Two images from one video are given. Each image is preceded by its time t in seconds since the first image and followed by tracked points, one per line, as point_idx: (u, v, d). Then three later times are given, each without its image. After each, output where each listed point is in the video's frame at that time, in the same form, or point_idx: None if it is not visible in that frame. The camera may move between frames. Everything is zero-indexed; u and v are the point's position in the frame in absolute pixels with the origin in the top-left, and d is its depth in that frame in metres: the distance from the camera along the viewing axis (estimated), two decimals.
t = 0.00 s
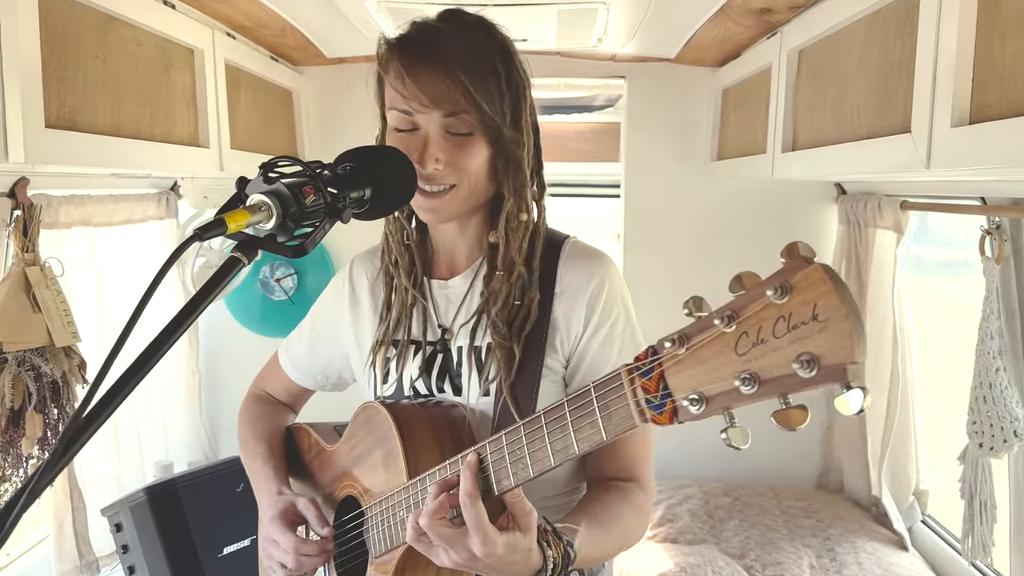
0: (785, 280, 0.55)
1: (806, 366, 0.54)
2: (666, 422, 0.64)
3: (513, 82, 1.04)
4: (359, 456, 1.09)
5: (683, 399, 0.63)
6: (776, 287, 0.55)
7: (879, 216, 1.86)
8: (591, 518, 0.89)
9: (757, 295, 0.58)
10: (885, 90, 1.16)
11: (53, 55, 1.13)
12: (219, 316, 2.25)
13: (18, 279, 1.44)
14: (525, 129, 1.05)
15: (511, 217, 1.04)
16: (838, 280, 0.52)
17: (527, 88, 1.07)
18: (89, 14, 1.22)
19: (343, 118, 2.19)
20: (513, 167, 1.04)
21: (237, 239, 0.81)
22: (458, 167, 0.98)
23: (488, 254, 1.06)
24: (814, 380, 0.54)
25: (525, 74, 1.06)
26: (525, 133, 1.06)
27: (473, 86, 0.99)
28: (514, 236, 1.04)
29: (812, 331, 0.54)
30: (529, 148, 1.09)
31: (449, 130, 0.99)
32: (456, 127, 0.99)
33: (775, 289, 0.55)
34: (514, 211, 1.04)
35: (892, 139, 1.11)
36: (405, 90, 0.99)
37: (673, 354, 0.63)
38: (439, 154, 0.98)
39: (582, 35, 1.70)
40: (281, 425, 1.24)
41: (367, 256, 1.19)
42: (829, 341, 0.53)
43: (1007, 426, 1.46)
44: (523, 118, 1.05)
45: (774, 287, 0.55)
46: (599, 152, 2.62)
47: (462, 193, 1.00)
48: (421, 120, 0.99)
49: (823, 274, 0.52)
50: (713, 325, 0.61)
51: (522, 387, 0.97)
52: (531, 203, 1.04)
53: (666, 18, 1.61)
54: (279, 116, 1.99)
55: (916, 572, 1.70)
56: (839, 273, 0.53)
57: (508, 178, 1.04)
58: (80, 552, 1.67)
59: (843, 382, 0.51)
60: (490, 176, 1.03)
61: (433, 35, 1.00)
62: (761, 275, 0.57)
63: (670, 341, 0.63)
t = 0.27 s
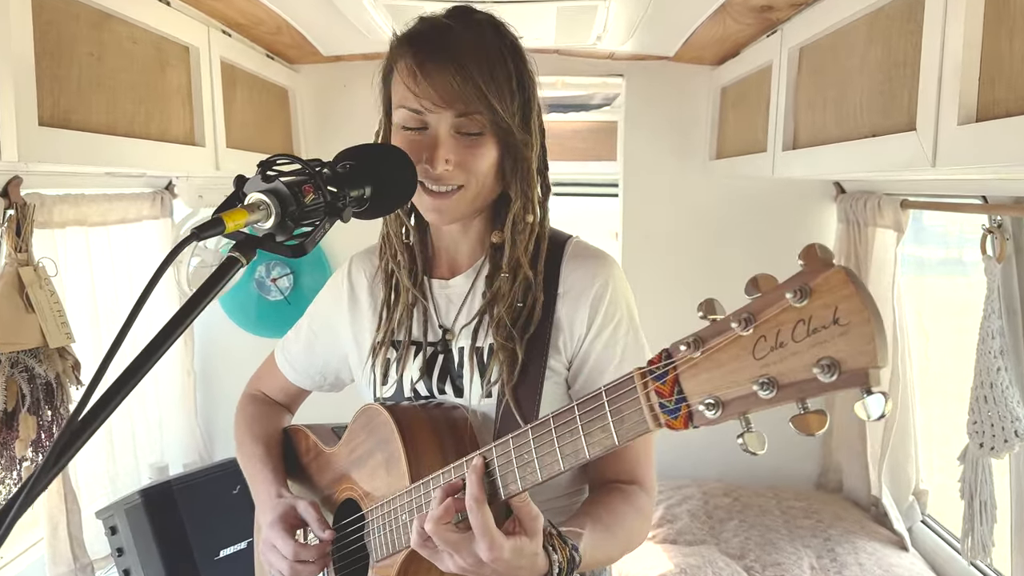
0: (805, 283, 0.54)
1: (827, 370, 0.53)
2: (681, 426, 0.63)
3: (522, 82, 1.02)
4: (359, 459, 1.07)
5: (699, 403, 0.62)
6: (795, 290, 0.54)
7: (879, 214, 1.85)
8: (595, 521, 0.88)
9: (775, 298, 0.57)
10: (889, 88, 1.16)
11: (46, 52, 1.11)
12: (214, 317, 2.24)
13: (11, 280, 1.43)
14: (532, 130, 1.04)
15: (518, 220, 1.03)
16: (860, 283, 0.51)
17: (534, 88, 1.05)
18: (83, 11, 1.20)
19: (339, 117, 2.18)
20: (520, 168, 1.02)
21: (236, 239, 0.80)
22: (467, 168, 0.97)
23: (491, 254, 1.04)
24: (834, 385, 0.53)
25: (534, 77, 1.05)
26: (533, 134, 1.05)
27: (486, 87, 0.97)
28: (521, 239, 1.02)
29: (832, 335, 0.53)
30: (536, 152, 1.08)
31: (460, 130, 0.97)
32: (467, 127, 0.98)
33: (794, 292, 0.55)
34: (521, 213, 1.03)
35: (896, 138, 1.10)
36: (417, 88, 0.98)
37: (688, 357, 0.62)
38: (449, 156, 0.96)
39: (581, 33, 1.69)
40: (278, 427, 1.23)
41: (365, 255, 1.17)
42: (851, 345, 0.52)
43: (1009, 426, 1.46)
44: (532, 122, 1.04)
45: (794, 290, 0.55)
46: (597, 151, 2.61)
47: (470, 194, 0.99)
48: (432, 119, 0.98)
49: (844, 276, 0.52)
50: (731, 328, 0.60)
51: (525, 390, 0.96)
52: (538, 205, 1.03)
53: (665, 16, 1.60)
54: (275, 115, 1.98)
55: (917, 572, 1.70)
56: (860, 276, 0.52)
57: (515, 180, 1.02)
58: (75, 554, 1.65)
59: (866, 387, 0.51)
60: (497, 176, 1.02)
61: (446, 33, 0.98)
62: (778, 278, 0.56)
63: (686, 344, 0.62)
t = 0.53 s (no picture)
0: (817, 288, 0.54)
1: (841, 378, 0.53)
2: (690, 434, 0.63)
3: (528, 81, 1.02)
4: (361, 462, 1.07)
5: (708, 410, 0.61)
6: (808, 295, 0.54)
7: (879, 214, 1.85)
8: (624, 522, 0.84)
9: (787, 303, 0.56)
10: (892, 87, 1.15)
11: (44, 50, 1.10)
12: (211, 316, 2.23)
13: (7, 280, 1.42)
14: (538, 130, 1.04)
15: (524, 222, 1.03)
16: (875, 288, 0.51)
17: (540, 87, 1.04)
18: (80, 9, 1.19)
19: (338, 116, 2.17)
20: (527, 169, 1.02)
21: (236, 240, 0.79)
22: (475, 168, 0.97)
23: (497, 255, 1.04)
24: (848, 394, 0.53)
25: (539, 76, 1.04)
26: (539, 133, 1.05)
27: (495, 87, 0.96)
28: (526, 238, 1.02)
29: (846, 342, 0.53)
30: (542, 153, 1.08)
31: (468, 130, 0.97)
32: (475, 128, 0.97)
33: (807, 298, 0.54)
34: (527, 215, 1.03)
35: (900, 136, 1.10)
36: (426, 89, 0.96)
37: (697, 364, 0.62)
38: (458, 158, 0.96)
39: (581, 32, 1.69)
40: (281, 427, 1.22)
41: (366, 255, 1.16)
42: (866, 352, 0.51)
43: (1009, 425, 1.45)
44: (538, 122, 1.04)
45: (806, 295, 0.54)
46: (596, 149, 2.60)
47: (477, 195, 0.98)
48: (440, 121, 0.97)
49: (858, 281, 0.51)
50: (741, 334, 0.60)
51: (531, 394, 0.96)
52: (544, 206, 1.03)
53: (666, 14, 1.60)
54: (272, 114, 1.97)
55: (917, 572, 1.69)
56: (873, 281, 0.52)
57: (523, 181, 1.02)
58: (72, 556, 1.64)
59: (880, 396, 0.50)
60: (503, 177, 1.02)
61: (453, 32, 0.96)
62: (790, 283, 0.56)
63: (695, 350, 0.62)
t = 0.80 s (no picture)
0: (826, 295, 0.53)
1: (849, 388, 0.52)
2: (695, 441, 0.62)
3: (529, 76, 1.01)
4: (364, 462, 1.07)
5: (714, 417, 0.61)
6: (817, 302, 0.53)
7: (878, 212, 1.85)
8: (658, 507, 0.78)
9: (796, 310, 0.55)
10: (891, 85, 1.15)
11: (41, 48, 1.10)
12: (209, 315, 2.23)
13: (5, 278, 1.42)
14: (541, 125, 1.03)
15: (529, 218, 1.01)
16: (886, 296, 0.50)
17: (543, 81, 1.04)
18: (77, 7, 1.19)
19: (336, 114, 2.17)
20: (531, 164, 1.01)
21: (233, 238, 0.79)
22: (477, 165, 0.96)
23: (502, 253, 1.03)
24: (856, 404, 0.52)
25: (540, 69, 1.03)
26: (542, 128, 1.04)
27: (495, 82, 0.96)
28: (532, 236, 1.00)
29: (855, 350, 0.52)
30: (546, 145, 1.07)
31: (469, 126, 0.97)
32: (476, 123, 0.97)
33: (816, 305, 0.53)
34: (531, 211, 1.01)
35: (898, 134, 1.10)
36: (423, 85, 0.96)
37: (703, 369, 0.61)
38: (460, 153, 0.95)
39: (579, 30, 1.68)
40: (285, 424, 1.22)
41: (372, 251, 1.16)
42: (877, 362, 0.51)
43: (1008, 424, 1.45)
44: (541, 115, 1.03)
45: (815, 303, 0.53)
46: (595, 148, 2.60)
47: (481, 191, 0.98)
48: (441, 117, 0.96)
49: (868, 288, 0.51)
50: (748, 340, 0.59)
51: (536, 393, 0.94)
52: (549, 202, 1.01)
53: (664, 13, 1.59)
54: (270, 112, 1.96)
55: (916, 571, 1.69)
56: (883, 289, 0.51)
57: (527, 177, 1.01)
58: (70, 555, 1.64)
59: (889, 407, 0.49)
60: (507, 173, 1.01)
61: (451, 28, 0.96)
62: (798, 289, 0.55)
63: (701, 356, 0.61)
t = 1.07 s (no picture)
0: (826, 302, 0.52)
1: (848, 397, 0.51)
2: (693, 448, 0.62)
3: (528, 75, 0.99)
4: (365, 463, 1.07)
5: (713, 425, 0.61)
6: (816, 309, 0.52)
7: (874, 212, 1.85)
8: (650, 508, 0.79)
9: (796, 316, 0.55)
10: (885, 84, 1.15)
11: (34, 48, 1.10)
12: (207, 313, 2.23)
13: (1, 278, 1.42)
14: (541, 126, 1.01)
15: (529, 218, 1.00)
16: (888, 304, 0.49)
17: (543, 80, 1.01)
18: (71, 7, 1.19)
19: (334, 114, 2.17)
20: (530, 165, 1.00)
21: (222, 238, 0.79)
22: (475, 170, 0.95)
23: (505, 253, 1.02)
24: (856, 412, 0.51)
25: (540, 67, 1.01)
26: (542, 128, 1.02)
27: (489, 86, 0.94)
28: (532, 236, 0.99)
29: (856, 358, 0.51)
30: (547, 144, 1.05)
31: (464, 131, 0.95)
32: (471, 127, 0.95)
33: (815, 312, 0.53)
34: (532, 211, 1.00)
35: (892, 134, 1.09)
36: (417, 91, 0.95)
37: (702, 376, 0.61)
38: (454, 158, 0.94)
39: (575, 29, 1.68)
40: (288, 423, 1.22)
41: (376, 251, 1.16)
42: (877, 370, 0.50)
43: (1004, 424, 1.44)
44: (540, 117, 1.01)
45: (815, 309, 0.52)
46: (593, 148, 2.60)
47: (478, 195, 0.97)
48: (436, 122, 0.95)
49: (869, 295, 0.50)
50: (748, 347, 0.58)
51: (537, 395, 0.94)
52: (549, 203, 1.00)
53: (660, 12, 1.59)
54: (267, 112, 1.96)
55: (912, 571, 1.69)
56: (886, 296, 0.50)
57: (526, 178, 1.00)
58: (66, 554, 1.65)
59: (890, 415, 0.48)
60: (505, 175, 1.00)
61: (445, 30, 0.94)
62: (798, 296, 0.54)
63: (699, 363, 0.60)
